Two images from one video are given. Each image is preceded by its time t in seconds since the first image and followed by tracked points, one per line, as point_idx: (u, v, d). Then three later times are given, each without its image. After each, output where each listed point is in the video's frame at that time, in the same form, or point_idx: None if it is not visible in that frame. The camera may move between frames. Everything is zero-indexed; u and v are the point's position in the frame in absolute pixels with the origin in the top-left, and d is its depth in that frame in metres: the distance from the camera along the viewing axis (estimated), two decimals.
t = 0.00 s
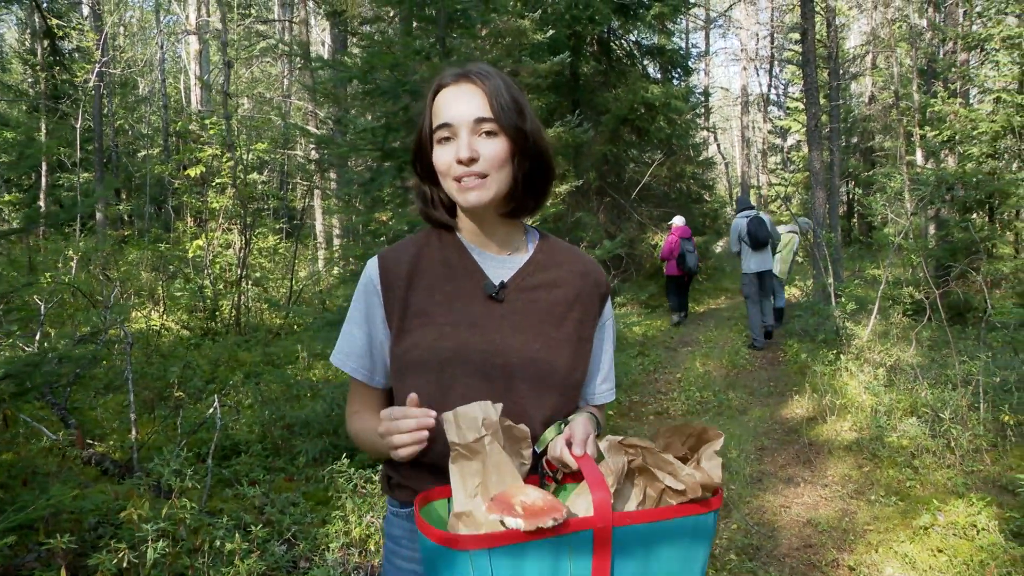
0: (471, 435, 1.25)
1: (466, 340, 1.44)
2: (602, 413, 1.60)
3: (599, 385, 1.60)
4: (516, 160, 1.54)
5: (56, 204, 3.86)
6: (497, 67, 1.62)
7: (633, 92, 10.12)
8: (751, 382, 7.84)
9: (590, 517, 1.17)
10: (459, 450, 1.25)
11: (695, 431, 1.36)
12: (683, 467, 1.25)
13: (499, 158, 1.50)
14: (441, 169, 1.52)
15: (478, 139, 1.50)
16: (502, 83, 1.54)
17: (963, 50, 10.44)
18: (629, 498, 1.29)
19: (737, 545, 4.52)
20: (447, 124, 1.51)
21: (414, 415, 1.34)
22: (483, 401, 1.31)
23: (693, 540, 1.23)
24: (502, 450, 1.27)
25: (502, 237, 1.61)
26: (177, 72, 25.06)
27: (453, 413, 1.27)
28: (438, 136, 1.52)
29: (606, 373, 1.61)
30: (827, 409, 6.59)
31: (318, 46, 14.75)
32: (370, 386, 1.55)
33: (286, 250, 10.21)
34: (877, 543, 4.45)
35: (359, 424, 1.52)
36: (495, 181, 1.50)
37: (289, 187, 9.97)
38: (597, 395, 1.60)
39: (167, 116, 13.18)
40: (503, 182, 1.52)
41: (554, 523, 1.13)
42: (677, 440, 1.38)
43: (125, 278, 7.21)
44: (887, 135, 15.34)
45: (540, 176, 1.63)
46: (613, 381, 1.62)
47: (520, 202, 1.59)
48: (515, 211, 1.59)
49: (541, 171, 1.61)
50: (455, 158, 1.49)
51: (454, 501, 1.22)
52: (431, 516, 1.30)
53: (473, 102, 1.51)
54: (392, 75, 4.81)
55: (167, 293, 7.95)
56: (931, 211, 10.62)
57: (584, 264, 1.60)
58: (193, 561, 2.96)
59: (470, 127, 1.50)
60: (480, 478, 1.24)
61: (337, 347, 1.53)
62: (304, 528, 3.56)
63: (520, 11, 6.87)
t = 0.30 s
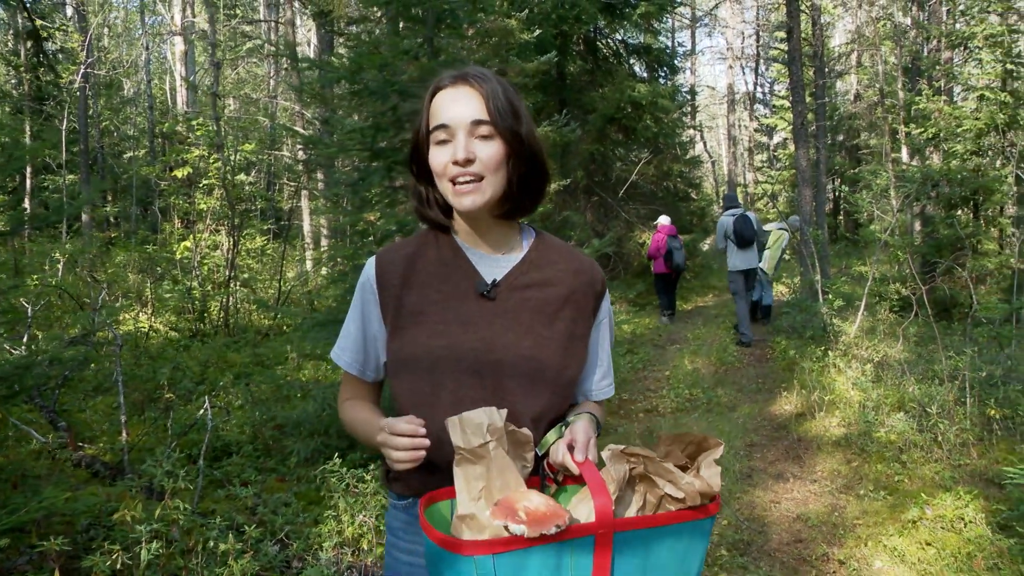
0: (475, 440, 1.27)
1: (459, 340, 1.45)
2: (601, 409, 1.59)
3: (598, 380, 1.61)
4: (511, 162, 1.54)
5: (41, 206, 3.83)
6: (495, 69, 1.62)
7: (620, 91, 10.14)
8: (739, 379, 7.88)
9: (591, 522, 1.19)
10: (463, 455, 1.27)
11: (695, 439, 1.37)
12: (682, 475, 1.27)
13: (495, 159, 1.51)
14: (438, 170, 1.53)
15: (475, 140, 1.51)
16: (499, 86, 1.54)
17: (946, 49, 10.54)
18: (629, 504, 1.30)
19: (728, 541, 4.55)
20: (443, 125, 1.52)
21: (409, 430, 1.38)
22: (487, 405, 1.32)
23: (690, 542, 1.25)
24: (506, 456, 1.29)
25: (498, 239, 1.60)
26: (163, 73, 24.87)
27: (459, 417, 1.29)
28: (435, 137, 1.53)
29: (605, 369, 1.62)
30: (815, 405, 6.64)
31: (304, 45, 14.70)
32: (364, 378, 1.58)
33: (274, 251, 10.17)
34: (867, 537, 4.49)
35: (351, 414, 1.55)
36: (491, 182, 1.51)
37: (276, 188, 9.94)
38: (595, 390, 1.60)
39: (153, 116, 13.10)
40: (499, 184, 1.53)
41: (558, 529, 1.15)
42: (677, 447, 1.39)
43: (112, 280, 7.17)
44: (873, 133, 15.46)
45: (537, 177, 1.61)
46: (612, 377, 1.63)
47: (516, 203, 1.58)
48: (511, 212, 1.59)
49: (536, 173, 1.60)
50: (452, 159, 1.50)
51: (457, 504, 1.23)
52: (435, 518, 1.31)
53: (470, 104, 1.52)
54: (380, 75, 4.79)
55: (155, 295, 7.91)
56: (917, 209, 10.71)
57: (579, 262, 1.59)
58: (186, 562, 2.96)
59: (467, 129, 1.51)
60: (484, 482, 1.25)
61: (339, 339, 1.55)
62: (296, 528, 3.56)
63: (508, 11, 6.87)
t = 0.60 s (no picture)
0: (478, 446, 1.25)
1: (460, 334, 1.45)
2: (604, 400, 1.60)
3: (600, 370, 1.60)
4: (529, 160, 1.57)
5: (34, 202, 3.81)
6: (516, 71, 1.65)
7: (614, 85, 10.12)
8: (735, 372, 7.90)
9: (597, 522, 1.20)
10: (466, 461, 1.26)
11: (695, 432, 1.37)
12: (684, 470, 1.27)
13: (520, 151, 1.52)
14: (460, 151, 1.50)
15: (503, 129, 1.51)
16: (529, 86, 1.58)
17: (940, 41, 10.55)
18: (633, 501, 1.28)
19: (725, 534, 4.57)
20: (474, 108, 1.51)
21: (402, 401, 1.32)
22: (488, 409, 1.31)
23: (693, 534, 1.28)
24: (510, 458, 1.28)
25: (494, 233, 1.60)
26: (155, 68, 24.76)
27: (460, 424, 1.28)
28: (463, 118, 1.51)
29: (607, 358, 1.61)
30: (811, 398, 6.65)
31: (297, 40, 14.64)
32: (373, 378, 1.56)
33: (269, 246, 10.15)
34: (863, 528, 4.51)
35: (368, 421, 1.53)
36: (512, 172, 1.52)
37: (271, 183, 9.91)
38: (598, 380, 1.60)
39: (146, 111, 13.05)
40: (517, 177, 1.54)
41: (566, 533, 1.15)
42: (677, 441, 1.38)
43: (107, 276, 7.15)
44: (867, 126, 15.49)
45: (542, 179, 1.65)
46: (615, 365, 1.63)
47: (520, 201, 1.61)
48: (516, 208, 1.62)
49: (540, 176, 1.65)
50: (479, 142, 1.48)
51: (463, 509, 1.23)
52: (441, 522, 1.31)
53: (504, 95, 1.53)
54: (375, 69, 4.74)
55: (150, 291, 7.88)
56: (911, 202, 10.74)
57: (576, 252, 1.59)
58: (186, 557, 2.95)
59: (498, 116, 1.51)
60: (489, 486, 1.25)
61: (338, 334, 1.54)
62: (295, 523, 3.56)
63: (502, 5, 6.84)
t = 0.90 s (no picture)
0: (486, 446, 1.24)
1: (463, 335, 1.44)
2: (607, 401, 1.60)
3: (602, 371, 1.61)
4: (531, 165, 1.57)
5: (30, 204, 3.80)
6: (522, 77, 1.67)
7: (611, 87, 10.11)
8: (732, 374, 7.91)
9: (606, 522, 1.20)
10: (474, 461, 1.25)
11: (701, 432, 1.38)
12: (691, 470, 1.27)
13: (524, 155, 1.52)
14: (464, 152, 1.51)
15: (508, 132, 1.51)
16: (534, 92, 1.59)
17: (935, 44, 10.58)
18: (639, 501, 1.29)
19: (723, 536, 4.58)
20: (480, 111, 1.52)
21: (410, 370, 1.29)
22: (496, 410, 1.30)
23: (698, 533, 1.28)
24: (518, 459, 1.28)
25: (496, 235, 1.60)
26: (151, 70, 24.63)
27: (469, 423, 1.27)
28: (468, 120, 1.52)
29: (609, 360, 1.62)
30: (807, 400, 6.64)
31: (293, 42, 14.63)
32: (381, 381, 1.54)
33: (265, 248, 10.14)
34: (861, 530, 4.52)
35: (380, 420, 1.50)
36: (514, 176, 1.52)
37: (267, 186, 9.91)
38: (601, 381, 1.61)
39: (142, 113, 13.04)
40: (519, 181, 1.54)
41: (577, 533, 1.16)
42: (683, 441, 1.39)
43: (103, 278, 7.13)
44: (863, 128, 15.53)
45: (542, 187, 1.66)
46: (618, 368, 1.63)
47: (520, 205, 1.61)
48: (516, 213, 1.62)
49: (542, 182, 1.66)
50: (484, 146, 1.49)
51: (471, 509, 1.23)
52: (448, 522, 1.31)
53: (511, 99, 1.54)
54: (373, 71, 4.74)
55: (147, 293, 7.87)
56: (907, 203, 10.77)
57: (579, 254, 1.60)
58: (185, 559, 2.94)
59: (503, 120, 1.51)
60: (497, 488, 1.24)
61: (341, 337, 1.54)
62: (293, 525, 3.55)
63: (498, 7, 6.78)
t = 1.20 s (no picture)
0: (487, 448, 1.25)
1: (465, 340, 1.44)
2: (611, 403, 1.60)
3: (605, 374, 1.61)
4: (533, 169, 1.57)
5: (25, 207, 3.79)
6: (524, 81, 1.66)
7: (607, 91, 10.03)
8: (728, 377, 7.91)
9: (606, 524, 1.19)
10: (475, 463, 1.25)
11: (702, 434, 1.38)
12: (692, 472, 1.27)
13: (525, 160, 1.52)
14: (466, 158, 1.51)
15: (509, 138, 1.51)
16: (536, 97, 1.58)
17: (930, 48, 10.64)
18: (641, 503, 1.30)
19: (720, 539, 4.58)
20: (481, 116, 1.52)
21: (421, 382, 1.31)
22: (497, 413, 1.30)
23: (700, 536, 1.27)
24: (518, 462, 1.28)
25: (498, 239, 1.59)
26: (146, 72, 24.58)
27: (469, 426, 1.27)
28: (469, 125, 1.52)
29: (613, 363, 1.62)
30: (804, 403, 6.64)
31: (288, 45, 14.63)
32: (383, 385, 1.55)
33: (260, 251, 10.12)
34: (858, 532, 4.52)
35: (381, 423, 1.51)
36: (516, 181, 1.52)
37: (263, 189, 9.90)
38: (603, 384, 1.61)
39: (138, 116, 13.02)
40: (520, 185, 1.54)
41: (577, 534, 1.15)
42: (684, 444, 1.39)
43: (98, 281, 7.10)
44: (857, 132, 15.61)
45: (545, 190, 1.66)
46: (621, 371, 1.63)
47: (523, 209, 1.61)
48: (520, 217, 1.62)
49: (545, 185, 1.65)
50: (485, 151, 1.49)
51: (471, 512, 1.23)
52: (449, 525, 1.31)
53: (512, 104, 1.53)
54: (370, 76, 4.74)
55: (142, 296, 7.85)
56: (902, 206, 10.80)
57: (581, 257, 1.59)
58: (182, 563, 2.93)
59: (505, 125, 1.51)
60: (497, 490, 1.24)
61: (344, 342, 1.55)
62: (290, 529, 3.54)
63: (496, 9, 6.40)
